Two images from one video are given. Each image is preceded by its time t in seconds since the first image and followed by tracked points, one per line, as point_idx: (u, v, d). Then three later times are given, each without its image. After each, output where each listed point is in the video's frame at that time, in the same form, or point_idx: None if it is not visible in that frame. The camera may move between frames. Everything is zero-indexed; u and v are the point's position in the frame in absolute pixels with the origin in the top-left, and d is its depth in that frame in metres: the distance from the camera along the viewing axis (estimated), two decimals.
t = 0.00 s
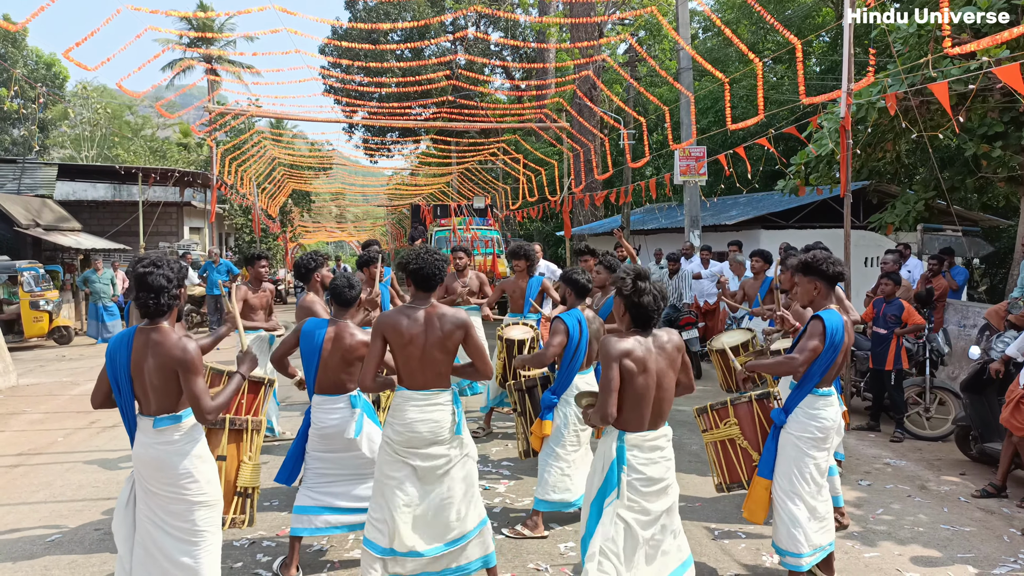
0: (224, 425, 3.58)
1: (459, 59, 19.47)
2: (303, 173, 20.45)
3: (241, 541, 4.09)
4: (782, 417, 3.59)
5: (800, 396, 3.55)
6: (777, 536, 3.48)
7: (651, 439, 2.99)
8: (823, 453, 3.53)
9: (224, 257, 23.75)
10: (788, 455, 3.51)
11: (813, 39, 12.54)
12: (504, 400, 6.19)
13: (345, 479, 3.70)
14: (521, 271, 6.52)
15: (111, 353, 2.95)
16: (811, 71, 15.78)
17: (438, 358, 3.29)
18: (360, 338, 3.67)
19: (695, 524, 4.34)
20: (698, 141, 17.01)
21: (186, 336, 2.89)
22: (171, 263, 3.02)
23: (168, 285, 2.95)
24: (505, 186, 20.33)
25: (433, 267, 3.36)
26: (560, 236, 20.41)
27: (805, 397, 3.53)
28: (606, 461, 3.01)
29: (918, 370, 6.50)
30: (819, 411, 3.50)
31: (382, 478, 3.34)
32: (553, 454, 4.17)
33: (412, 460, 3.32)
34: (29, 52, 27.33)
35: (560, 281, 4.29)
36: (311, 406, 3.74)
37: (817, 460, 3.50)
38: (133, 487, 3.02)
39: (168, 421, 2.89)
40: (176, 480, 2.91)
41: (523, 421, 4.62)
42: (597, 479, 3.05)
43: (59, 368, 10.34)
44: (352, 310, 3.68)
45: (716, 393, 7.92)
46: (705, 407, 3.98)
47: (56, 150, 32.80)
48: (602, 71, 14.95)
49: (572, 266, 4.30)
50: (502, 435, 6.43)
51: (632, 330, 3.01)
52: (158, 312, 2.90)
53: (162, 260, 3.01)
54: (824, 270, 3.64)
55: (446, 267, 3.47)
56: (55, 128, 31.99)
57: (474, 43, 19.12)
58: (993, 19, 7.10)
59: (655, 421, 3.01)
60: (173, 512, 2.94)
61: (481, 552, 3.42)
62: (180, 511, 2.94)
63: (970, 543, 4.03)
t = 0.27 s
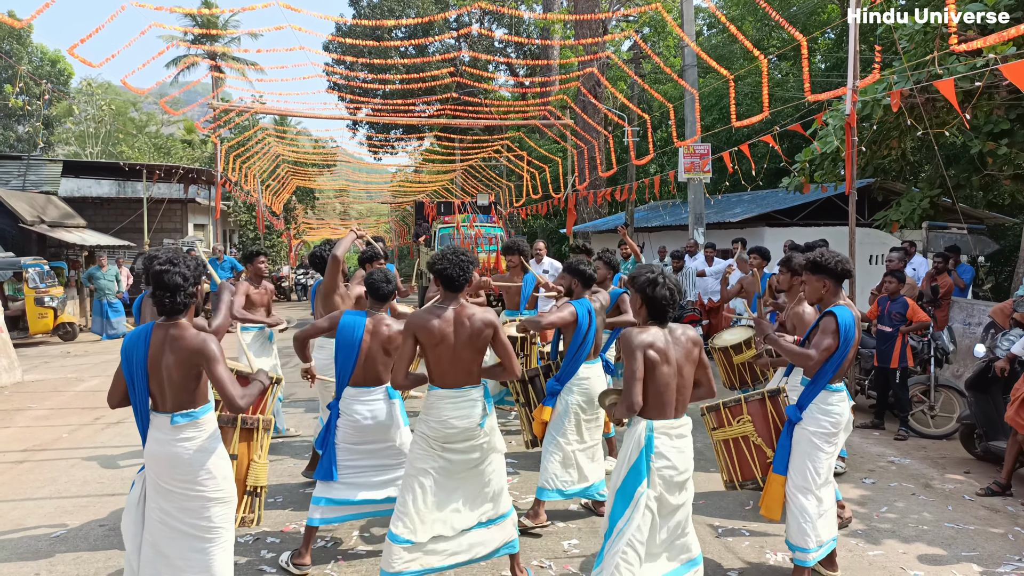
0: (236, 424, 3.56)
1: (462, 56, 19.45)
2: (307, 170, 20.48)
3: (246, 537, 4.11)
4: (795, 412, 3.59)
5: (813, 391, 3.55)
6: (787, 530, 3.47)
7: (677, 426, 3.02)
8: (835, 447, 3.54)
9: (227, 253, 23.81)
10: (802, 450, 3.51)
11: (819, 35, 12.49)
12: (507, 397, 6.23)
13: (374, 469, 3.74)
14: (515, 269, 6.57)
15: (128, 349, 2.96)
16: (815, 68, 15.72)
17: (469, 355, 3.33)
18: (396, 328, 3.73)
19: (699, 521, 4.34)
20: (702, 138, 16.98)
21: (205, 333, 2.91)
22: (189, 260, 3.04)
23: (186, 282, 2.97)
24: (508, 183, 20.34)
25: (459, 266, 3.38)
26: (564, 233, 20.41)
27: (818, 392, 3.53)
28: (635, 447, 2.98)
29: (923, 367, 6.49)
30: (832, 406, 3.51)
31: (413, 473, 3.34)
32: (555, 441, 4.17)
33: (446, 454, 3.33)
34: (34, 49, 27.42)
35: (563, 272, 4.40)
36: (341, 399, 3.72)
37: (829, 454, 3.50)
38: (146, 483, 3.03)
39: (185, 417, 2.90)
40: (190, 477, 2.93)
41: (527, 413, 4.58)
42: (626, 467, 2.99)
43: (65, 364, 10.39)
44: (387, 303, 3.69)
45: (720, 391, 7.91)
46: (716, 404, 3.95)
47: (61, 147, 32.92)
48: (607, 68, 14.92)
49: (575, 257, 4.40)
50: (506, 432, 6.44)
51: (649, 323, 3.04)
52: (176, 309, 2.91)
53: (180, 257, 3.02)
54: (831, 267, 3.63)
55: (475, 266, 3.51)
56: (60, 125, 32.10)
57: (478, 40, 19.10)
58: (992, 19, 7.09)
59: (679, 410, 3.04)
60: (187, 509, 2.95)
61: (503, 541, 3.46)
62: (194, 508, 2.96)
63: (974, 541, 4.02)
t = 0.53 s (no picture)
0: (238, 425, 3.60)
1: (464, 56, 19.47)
2: (309, 170, 20.50)
3: (249, 538, 4.11)
4: (798, 413, 3.58)
5: (816, 392, 3.54)
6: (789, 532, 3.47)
7: (682, 436, 2.97)
8: (839, 448, 3.53)
9: (230, 254, 23.84)
10: (805, 451, 3.50)
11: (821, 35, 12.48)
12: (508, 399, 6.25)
13: (368, 475, 3.72)
14: (523, 271, 6.49)
15: (130, 350, 2.97)
16: (817, 67, 15.70)
17: (488, 357, 3.33)
18: (388, 335, 3.63)
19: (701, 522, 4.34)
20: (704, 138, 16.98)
21: (206, 333, 2.91)
22: (190, 261, 3.04)
23: (189, 283, 2.97)
24: (510, 183, 20.35)
25: (485, 267, 3.37)
26: (566, 233, 20.42)
27: (821, 393, 3.52)
28: (630, 454, 2.98)
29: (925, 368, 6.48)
30: (835, 407, 3.49)
31: (427, 473, 3.35)
32: (547, 447, 4.14)
33: (460, 455, 3.34)
34: (37, 50, 27.48)
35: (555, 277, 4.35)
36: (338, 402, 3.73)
37: (831, 456, 3.49)
38: (149, 484, 3.04)
39: (187, 417, 2.91)
40: (193, 477, 2.93)
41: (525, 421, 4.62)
42: (621, 470, 3.03)
43: (67, 365, 10.41)
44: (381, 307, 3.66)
45: (723, 391, 7.90)
46: (720, 404, 3.96)
47: (63, 148, 32.98)
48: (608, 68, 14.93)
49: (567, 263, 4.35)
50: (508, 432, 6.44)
51: (664, 328, 3.05)
52: (178, 310, 2.92)
53: (183, 258, 3.03)
54: (836, 267, 3.62)
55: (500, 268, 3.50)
56: (62, 126, 32.14)
57: (479, 40, 19.11)
58: (993, 19, 7.08)
59: (686, 421, 3.00)
60: (190, 509, 2.95)
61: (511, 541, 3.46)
62: (197, 509, 2.96)
63: (977, 542, 4.02)
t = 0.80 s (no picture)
0: (232, 424, 3.62)
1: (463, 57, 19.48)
2: (309, 172, 20.52)
3: (248, 539, 4.12)
4: (792, 416, 3.58)
5: (810, 395, 3.54)
6: (785, 536, 3.48)
7: (657, 452, 2.97)
8: (833, 451, 3.54)
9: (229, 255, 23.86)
10: (799, 454, 3.51)
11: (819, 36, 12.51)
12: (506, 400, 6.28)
13: (355, 479, 3.70)
14: (520, 271, 6.56)
15: (120, 352, 2.98)
16: (816, 68, 15.74)
17: (471, 357, 3.32)
18: (368, 337, 3.62)
19: (700, 523, 4.34)
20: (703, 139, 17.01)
21: (194, 334, 2.92)
22: (179, 263, 3.05)
23: (176, 283, 2.96)
24: (509, 184, 20.37)
25: (467, 268, 3.37)
26: (565, 235, 20.48)
27: (815, 396, 3.53)
28: (601, 465, 3.03)
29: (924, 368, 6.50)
30: (829, 410, 3.50)
31: (413, 478, 3.36)
32: (546, 449, 4.19)
33: (445, 458, 3.35)
34: (36, 52, 27.49)
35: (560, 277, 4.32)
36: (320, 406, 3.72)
37: (826, 460, 3.50)
38: (142, 485, 3.04)
39: (176, 418, 2.91)
40: (183, 478, 2.93)
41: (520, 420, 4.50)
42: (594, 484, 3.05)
43: (67, 366, 10.41)
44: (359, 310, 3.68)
45: (722, 392, 7.91)
46: (713, 405, 3.97)
47: (63, 149, 33.02)
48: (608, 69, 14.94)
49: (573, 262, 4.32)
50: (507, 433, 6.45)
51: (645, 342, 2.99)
52: (166, 311, 2.92)
53: (170, 259, 3.03)
54: (830, 269, 3.63)
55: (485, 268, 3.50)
56: (62, 128, 32.17)
57: (479, 41, 19.14)
58: (993, 19, 7.08)
59: (663, 433, 2.97)
60: (181, 510, 2.96)
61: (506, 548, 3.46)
62: (188, 510, 2.96)
63: (977, 542, 4.02)
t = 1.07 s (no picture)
0: (234, 425, 3.57)
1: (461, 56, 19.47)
2: (306, 171, 20.50)
3: (244, 538, 4.10)
4: (792, 415, 3.58)
5: (810, 394, 3.54)
6: (785, 534, 3.47)
7: (668, 452, 2.97)
8: (834, 450, 3.53)
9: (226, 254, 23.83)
10: (799, 453, 3.51)
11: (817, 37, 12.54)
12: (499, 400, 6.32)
13: (370, 475, 3.73)
14: (510, 271, 6.54)
15: (122, 350, 2.96)
16: (814, 69, 15.76)
17: (477, 354, 3.33)
18: (389, 338, 3.63)
19: (697, 523, 4.34)
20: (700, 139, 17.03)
21: (199, 334, 2.90)
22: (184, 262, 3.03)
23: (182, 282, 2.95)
24: (507, 184, 20.37)
25: (464, 268, 3.37)
26: (563, 234, 20.49)
27: (815, 395, 3.53)
28: (618, 469, 3.01)
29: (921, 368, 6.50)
30: (829, 409, 3.50)
31: (418, 474, 3.34)
32: (555, 446, 4.16)
33: (450, 454, 3.33)
34: (33, 49, 27.42)
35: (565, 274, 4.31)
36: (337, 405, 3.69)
37: (826, 458, 3.50)
38: (142, 486, 3.02)
39: (181, 418, 2.90)
40: (187, 478, 2.92)
41: (524, 417, 4.61)
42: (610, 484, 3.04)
43: (63, 365, 10.38)
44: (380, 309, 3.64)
45: (719, 392, 7.92)
46: (713, 408, 3.93)
47: (60, 147, 32.95)
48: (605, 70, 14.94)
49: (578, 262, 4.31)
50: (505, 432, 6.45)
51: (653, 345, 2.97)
52: (171, 310, 2.90)
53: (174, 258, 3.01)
54: (827, 269, 3.62)
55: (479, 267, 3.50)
56: (58, 126, 32.11)
57: (476, 41, 19.13)
58: (992, 20, 7.08)
59: (672, 433, 2.97)
60: (183, 510, 2.94)
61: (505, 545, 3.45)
62: (191, 509, 2.94)
63: (973, 543, 4.02)
